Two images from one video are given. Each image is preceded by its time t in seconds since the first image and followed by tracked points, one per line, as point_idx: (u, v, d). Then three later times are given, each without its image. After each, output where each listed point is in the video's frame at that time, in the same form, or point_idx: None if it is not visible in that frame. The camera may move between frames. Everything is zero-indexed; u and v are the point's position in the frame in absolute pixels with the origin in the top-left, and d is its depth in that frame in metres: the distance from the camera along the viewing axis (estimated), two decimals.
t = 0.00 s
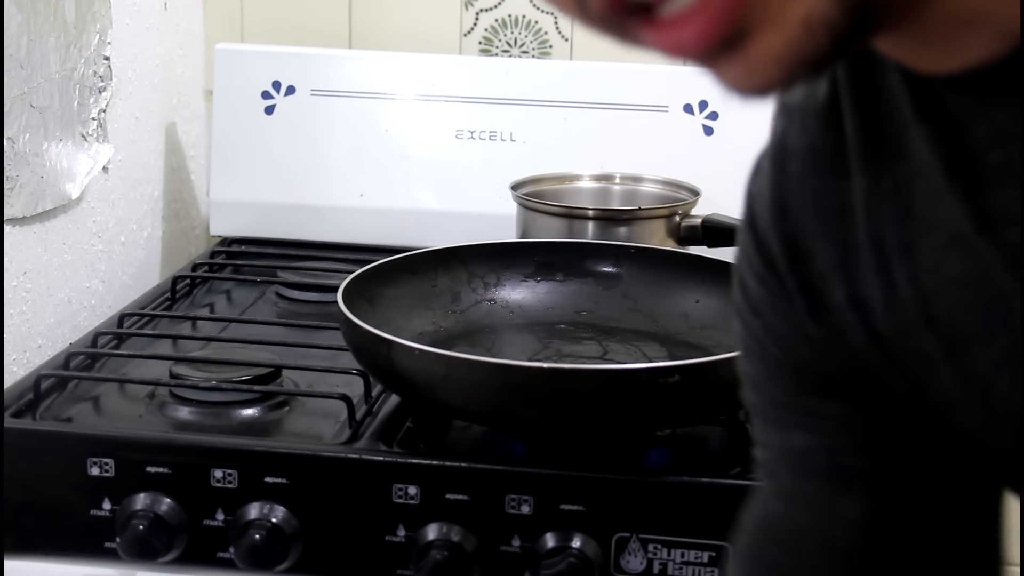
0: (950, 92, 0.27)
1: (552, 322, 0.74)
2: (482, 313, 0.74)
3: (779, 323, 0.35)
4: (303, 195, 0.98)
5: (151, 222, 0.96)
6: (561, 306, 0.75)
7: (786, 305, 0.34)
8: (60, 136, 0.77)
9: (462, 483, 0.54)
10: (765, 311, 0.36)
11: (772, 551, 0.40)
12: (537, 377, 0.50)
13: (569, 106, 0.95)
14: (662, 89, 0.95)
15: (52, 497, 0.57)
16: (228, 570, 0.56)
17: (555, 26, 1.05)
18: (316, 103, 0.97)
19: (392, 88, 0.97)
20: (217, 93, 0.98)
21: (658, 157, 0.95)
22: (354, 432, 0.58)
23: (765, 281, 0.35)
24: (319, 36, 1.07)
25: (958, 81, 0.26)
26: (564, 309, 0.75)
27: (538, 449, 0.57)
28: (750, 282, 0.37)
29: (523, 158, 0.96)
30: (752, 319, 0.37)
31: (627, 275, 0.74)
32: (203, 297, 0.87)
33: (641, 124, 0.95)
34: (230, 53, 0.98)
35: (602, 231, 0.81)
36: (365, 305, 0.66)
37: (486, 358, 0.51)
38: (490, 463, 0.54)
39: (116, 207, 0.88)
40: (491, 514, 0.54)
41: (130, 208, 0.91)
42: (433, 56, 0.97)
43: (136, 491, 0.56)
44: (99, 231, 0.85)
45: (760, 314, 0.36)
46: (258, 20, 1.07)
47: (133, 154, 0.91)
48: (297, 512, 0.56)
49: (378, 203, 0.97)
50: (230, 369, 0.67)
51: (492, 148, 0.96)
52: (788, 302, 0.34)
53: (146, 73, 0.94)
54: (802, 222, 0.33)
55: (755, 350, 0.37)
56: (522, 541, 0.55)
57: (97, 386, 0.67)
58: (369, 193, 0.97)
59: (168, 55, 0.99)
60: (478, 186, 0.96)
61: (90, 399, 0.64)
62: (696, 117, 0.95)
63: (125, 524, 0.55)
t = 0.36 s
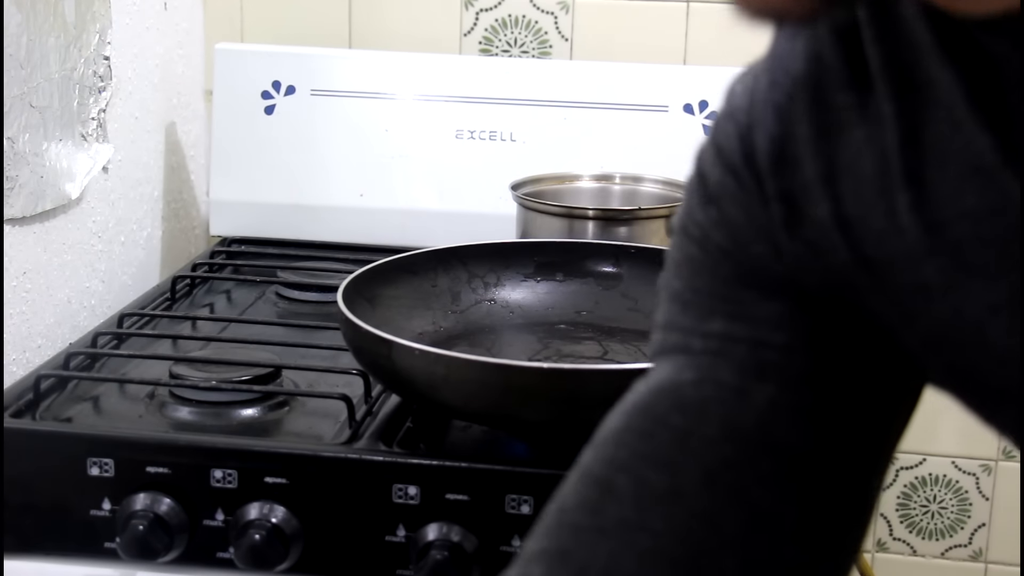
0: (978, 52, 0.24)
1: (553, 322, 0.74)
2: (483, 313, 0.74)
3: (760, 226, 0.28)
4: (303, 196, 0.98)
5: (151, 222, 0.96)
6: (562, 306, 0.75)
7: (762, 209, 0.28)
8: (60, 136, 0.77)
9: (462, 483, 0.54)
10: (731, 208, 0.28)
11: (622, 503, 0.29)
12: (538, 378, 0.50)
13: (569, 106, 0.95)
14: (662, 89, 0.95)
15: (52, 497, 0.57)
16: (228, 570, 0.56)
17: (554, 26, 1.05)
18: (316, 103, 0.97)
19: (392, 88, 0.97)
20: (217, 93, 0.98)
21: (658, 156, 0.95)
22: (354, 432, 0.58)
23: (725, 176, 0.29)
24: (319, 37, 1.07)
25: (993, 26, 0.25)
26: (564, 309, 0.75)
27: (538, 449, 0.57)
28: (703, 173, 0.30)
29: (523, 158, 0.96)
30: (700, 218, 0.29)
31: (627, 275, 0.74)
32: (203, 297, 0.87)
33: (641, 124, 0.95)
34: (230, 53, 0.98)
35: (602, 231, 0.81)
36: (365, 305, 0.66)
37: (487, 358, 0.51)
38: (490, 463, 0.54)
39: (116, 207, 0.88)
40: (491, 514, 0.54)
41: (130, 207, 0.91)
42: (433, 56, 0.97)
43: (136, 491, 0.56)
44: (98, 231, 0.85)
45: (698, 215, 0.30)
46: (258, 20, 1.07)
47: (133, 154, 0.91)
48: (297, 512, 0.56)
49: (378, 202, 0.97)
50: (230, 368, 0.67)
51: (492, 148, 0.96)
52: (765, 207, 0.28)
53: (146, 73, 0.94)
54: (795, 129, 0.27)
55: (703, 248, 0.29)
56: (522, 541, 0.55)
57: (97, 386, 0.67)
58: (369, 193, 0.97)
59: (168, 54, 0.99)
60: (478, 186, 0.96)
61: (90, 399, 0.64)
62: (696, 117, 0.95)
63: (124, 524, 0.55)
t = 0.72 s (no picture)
0: None
1: (553, 322, 0.74)
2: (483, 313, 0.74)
3: (796, 220, 0.27)
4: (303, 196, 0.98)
5: (151, 222, 0.96)
6: (562, 306, 0.75)
7: (796, 195, 0.27)
8: (60, 136, 0.77)
9: (462, 483, 0.54)
10: (767, 197, 0.28)
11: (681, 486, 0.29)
12: (537, 378, 0.50)
13: (569, 106, 0.95)
14: (662, 89, 0.95)
15: (52, 497, 0.57)
16: (228, 570, 0.56)
17: (555, 26, 1.05)
18: (316, 103, 0.97)
19: (392, 88, 0.96)
20: (217, 93, 0.98)
21: (658, 156, 0.95)
22: (354, 432, 0.58)
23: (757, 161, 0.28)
24: (319, 36, 1.07)
25: None
26: (564, 309, 0.75)
27: (539, 449, 0.57)
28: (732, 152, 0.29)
29: (523, 158, 0.96)
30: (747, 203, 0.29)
31: (627, 275, 0.74)
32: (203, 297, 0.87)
33: (641, 124, 0.95)
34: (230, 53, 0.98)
35: (602, 231, 0.81)
36: (365, 306, 0.66)
37: (487, 358, 0.51)
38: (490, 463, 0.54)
39: (116, 207, 0.88)
40: (491, 514, 0.54)
41: (130, 208, 0.91)
42: (433, 56, 0.97)
43: (136, 491, 0.56)
44: (98, 231, 0.85)
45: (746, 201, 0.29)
46: (258, 20, 1.07)
47: (133, 154, 0.91)
48: (297, 512, 0.55)
49: (378, 202, 0.97)
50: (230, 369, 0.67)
51: (492, 148, 0.96)
52: (798, 191, 0.27)
53: (146, 73, 0.94)
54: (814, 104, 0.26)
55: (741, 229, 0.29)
56: (522, 541, 0.55)
57: (97, 386, 0.67)
58: (369, 193, 0.97)
59: (168, 54, 0.99)
60: (478, 186, 0.96)
61: (89, 400, 0.64)
62: (696, 117, 0.95)
63: (124, 524, 0.55)
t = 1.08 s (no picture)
0: None
1: (552, 322, 0.74)
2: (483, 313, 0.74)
3: (930, 82, 0.27)
4: (303, 196, 0.98)
5: (151, 222, 0.96)
6: (561, 306, 0.75)
7: (919, 37, 0.27)
8: (60, 136, 0.77)
9: (462, 483, 0.54)
10: (901, 42, 0.28)
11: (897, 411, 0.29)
12: (536, 378, 0.50)
13: (569, 106, 0.95)
14: (662, 89, 0.95)
15: (53, 497, 0.57)
16: (228, 570, 0.57)
17: (554, 26, 1.05)
18: (316, 103, 0.97)
19: (393, 88, 0.97)
20: (217, 93, 0.98)
21: (658, 157, 0.95)
22: (354, 432, 0.58)
23: (888, 13, 0.28)
24: (319, 37, 1.07)
25: None
26: (564, 309, 0.75)
27: (539, 449, 0.57)
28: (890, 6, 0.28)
29: (523, 158, 0.96)
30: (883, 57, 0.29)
31: (627, 275, 0.74)
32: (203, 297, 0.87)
33: (641, 125, 0.95)
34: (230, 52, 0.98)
35: (601, 231, 0.81)
36: (365, 306, 0.66)
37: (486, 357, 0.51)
38: (490, 463, 0.54)
39: (116, 207, 0.88)
40: (491, 514, 0.54)
41: (130, 208, 0.91)
42: (433, 56, 0.97)
43: (136, 492, 0.56)
44: (99, 231, 0.85)
45: (883, 84, 0.29)
46: (258, 20, 1.07)
47: (133, 154, 0.91)
48: (297, 511, 0.56)
49: (378, 202, 0.97)
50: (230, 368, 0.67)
51: (492, 148, 0.96)
52: (922, 29, 0.27)
53: (146, 73, 0.94)
54: None
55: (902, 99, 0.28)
56: (522, 541, 0.55)
57: (97, 386, 0.67)
58: (369, 193, 0.97)
59: (168, 55, 0.99)
60: (478, 186, 0.96)
61: (90, 400, 0.64)
62: (696, 117, 0.95)
63: (125, 524, 0.55)
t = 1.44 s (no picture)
0: None
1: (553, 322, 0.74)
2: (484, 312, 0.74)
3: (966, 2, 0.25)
4: (303, 196, 0.98)
5: (151, 222, 0.96)
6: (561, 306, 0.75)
7: None
8: (60, 136, 0.77)
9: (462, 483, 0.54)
10: None
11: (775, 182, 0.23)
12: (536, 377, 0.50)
13: (569, 106, 0.95)
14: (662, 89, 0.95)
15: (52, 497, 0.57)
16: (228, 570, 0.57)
17: (555, 26, 1.05)
18: (316, 103, 0.97)
19: (392, 88, 0.97)
20: (217, 93, 0.98)
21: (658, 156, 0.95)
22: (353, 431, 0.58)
23: None
24: (319, 37, 1.07)
25: None
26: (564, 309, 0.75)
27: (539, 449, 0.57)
28: None
29: (523, 158, 0.96)
30: None
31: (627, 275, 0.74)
32: (203, 297, 0.87)
33: (642, 124, 0.95)
34: (229, 52, 0.97)
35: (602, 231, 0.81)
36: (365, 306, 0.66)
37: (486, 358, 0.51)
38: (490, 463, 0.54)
39: (116, 207, 0.88)
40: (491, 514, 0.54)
41: (130, 208, 0.91)
42: (434, 56, 0.97)
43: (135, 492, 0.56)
44: (98, 231, 0.85)
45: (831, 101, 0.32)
46: (258, 20, 1.07)
47: (133, 154, 0.91)
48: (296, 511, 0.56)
49: (378, 203, 0.97)
50: (229, 368, 0.67)
51: (492, 148, 0.96)
52: None
53: (146, 73, 0.94)
54: None
55: None
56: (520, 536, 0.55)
57: (97, 386, 0.67)
58: (369, 193, 0.97)
59: (168, 55, 0.99)
60: (479, 187, 0.96)
61: (90, 400, 0.64)
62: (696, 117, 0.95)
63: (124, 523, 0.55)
